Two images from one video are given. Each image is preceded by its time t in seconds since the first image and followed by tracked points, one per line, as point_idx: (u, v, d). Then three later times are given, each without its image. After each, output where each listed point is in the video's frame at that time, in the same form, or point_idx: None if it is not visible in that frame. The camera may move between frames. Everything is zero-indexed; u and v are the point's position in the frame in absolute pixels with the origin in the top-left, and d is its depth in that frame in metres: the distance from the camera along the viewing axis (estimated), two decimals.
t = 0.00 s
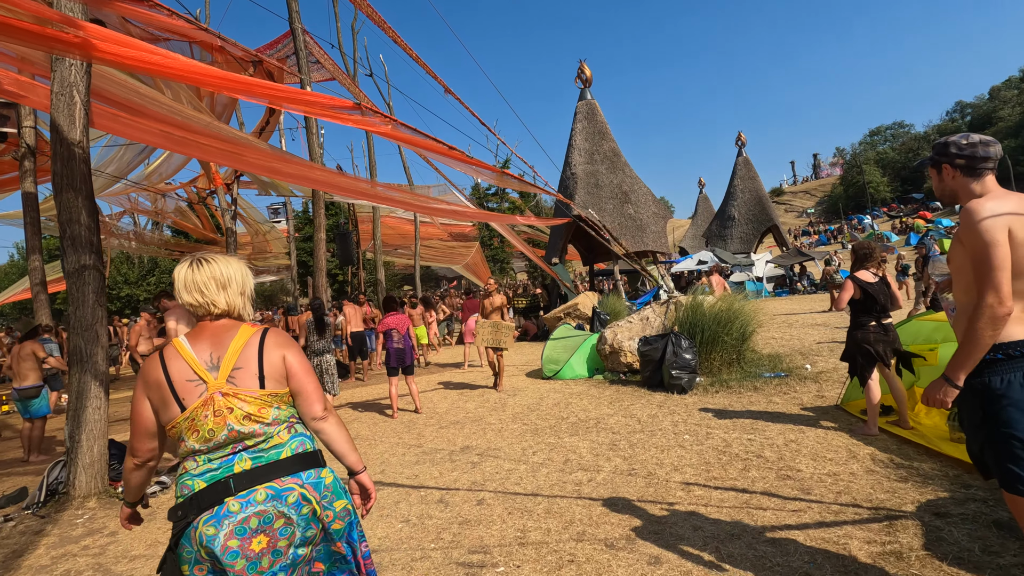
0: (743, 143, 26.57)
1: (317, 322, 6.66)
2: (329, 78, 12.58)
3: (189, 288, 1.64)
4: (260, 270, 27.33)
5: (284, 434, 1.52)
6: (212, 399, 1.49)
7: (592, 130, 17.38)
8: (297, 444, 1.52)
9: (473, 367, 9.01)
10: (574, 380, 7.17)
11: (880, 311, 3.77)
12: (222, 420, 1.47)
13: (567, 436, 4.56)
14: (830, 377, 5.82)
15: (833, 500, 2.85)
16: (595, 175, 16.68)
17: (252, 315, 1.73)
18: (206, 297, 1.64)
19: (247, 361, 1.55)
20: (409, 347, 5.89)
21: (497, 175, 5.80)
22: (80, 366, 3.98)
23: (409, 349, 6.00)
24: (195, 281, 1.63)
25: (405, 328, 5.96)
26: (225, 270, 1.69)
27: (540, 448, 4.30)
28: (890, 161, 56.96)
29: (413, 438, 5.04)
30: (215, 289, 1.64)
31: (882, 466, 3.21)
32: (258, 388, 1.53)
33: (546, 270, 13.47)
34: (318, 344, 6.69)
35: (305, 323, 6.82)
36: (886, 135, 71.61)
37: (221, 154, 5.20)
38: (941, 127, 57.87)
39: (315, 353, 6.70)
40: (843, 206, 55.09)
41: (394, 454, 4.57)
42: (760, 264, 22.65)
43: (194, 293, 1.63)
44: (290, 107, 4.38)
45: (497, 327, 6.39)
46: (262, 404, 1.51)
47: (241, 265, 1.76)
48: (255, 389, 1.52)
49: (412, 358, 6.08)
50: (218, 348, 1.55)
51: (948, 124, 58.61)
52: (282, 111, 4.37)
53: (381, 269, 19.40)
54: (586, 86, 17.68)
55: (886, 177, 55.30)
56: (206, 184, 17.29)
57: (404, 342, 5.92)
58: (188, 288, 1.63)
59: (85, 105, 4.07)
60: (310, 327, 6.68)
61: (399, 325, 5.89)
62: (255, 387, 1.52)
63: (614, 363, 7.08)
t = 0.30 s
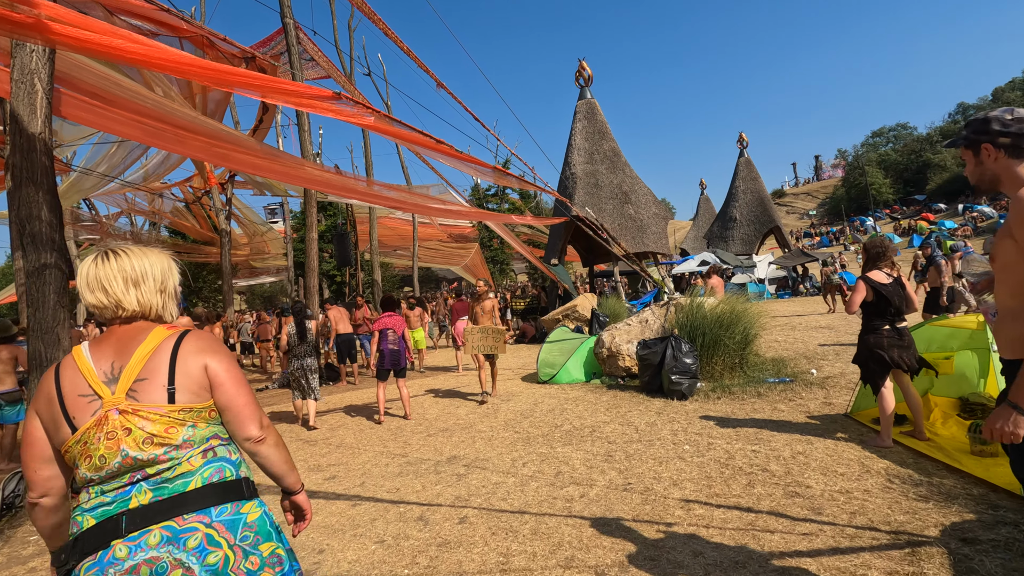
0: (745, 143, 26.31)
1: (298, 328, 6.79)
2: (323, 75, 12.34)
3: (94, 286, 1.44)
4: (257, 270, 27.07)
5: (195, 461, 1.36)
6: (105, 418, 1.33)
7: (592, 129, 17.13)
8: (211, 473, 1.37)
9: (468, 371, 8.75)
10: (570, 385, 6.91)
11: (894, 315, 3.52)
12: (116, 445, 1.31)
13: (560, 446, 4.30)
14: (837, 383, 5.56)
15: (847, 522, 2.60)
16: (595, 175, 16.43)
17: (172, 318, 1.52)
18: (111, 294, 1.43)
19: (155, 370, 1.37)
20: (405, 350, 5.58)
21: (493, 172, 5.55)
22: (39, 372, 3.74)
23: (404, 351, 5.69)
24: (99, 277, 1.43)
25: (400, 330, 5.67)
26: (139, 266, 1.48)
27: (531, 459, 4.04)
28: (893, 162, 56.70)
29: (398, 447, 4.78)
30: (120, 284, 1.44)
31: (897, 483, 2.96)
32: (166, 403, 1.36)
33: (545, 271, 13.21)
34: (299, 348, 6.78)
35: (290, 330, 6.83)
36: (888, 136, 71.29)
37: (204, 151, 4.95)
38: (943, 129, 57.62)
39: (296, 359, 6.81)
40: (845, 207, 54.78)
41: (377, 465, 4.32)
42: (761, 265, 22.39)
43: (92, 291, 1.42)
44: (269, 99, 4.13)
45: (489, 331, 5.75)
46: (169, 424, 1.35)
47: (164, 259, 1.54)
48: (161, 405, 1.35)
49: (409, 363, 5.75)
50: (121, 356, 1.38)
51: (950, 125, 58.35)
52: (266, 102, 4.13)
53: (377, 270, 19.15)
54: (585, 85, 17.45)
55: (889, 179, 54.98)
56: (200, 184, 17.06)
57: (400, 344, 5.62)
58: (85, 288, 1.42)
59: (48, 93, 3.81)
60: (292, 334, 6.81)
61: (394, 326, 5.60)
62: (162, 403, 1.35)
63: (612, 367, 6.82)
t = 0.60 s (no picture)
0: (749, 143, 26.02)
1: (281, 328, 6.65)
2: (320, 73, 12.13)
3: (33, 293, 1.29)
4: (256, 271, 26.88)
5: (119, 531, 1.21)
6: (18, 464, 1.17)
7: (595, 128, 16.85)
8: (135, 549, 1.22)
9: (465, 376, 8.50)
10: (570, 392, 6.65)
11: (916, 322, 3.24)
12: (21, 500, 1.15)
13: (556, 460, 4.04)
14: (850, 392, 5.28)
15: (873, 555, 2.33)
16: (598, 175, 16.15)
17: (128, 331, 1.39)
18: (51, 304, 1.28)
19: (86, 406, 1.21)
20: (396, 355, 5.34)
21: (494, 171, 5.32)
22: None
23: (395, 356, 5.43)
24: (38, 284, 1.28)
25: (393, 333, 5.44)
26: (86, 272, 1.31)
27: (526, 475, 3.79)
28: (898, 162, 56.28)
29: (387, 459, 4.53)
30: (62, 292, 1.29)
31: (925, 509, 2.69)
32: (94, 448, 1.19)
33: (545, 272, 12.95)
34: (283, 349, 6.70)
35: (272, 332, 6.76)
36: (894, 136, 70.80)
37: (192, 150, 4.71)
38: (949, 129, 57.14)
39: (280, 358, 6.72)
40: (850, 208, 54.32)
41: (363, 479, 4.06)
42: (767, 266, 22.06)
43: (31, 300, 1.28)
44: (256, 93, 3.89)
45: (481, 337, 5.46)
46: (91, 475, 1.18)
47: (119, 260, 1.36)
48: (87, 449, 1.19)
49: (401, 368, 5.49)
50: (50, 383, 1.23)
51: (956, 125, 57.87)
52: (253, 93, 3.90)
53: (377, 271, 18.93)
54: (588, 84, 17.20)
55: (894, 179, 54.55)
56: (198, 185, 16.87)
57: (391, 348, 5.37)
58: (24, 298, 1.28)
59: (10, 84, 3.57)
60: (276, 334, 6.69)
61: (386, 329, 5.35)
62: (89, 447, 1.18)
63: (613, 373, 6.56)
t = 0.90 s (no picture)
0: (753, 142, 25.73)
1: (273, 331, 6.27)
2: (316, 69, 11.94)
3: None
4: (257, 271, 26.74)
5: None
6: None
7: (596, 126, 16.60)
8: None
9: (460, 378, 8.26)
10: (566, 395, 6.41)
11: (936, 323, 2.99)
12: None
13: (548, 470, 3.80)
14: (859, 397, 5.02)
15: None
16: (599, 173, 15.89)
17: (85, 331, 1.17)
18: None
19: (18, 420, 0.98)
20: (375, 357, 5.25)
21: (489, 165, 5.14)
22: None
23: (376, 360, 5.34)
24: None
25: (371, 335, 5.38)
26: (39, 255, 1.10)
27: (514, 487, 3.54)
28: (902, 162, 55.87)
29: (371, 467, 4.30)
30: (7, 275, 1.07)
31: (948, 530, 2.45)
32: (21, 475, 0.96)
33: (545, 271, 12.71)
34: (276, 352, 6.33)
35: (264, 333, 6.32)
36: (899, 136, 70.30)
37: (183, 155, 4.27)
38: (955, 128, 56.68)
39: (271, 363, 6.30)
40: (854, 208, 53.91)
41: (341, 489, 3.83)
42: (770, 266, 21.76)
43: None
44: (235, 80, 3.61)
45: (468, 344, 5.14)
46: (11, 508, 0.96)
47: (78, 245, 1.16)
48: (10, 477, 0.95)
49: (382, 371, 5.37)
50: None
51: (962, 124, 57.42)
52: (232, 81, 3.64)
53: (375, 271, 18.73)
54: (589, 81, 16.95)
55: (899, 179, 54.11)
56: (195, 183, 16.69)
57: (370, 351, 5.29)
58: None
59: None
60: (268, 337, 6.31)
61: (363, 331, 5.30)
62: (13, 475, 0.95)
63: (611, 376, 6.32)
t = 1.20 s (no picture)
0: (757, 141, 25.38)
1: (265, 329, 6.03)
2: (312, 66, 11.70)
3: None
4: (257, 271, 26.57)
5: None
6: None
7: (598, 124, 16.31)
8: None
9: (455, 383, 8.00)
10: (562, 401, 6.17)
11: (961, 330, 2.71)
12: None
13: (538, 486, 3.53)
14: (872, 406, 4.72)
15: None
16: (600, 171, 15.58)
17: None
18: None
19: None
20: (355, 361, 5.28)
21: (478, 158, 4.91)
22: None
23: (356, 364, 5.35)
24: None
25: (349, 340, 5.38)
26: None
27: (500, 505, 3.28)
28: (908, 162, 55.32)
29: (350, 479, 4.04)
30: None
31: (980, 565, 2.17)
32: None
33: (544, 271, 12.43)
34: (266, 351, 6.04)
35: (255, 331, 6.01)
36: (905, 136, 69.62)
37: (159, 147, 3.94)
38: (963, 127, 56.06)
39: (262, 362, 6.00)
40: (860, 208, 53.41)
41: (315, 506, 3.56)
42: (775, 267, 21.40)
43: None
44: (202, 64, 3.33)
45: (450, 349, 4.84)
46: None
47: None
48: None
49: (362, 376, 5.38)
50: None
51: (970, 123, 56.74)
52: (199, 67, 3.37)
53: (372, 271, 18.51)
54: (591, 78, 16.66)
55: (905, 178, 53.61)
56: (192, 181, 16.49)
57: (350, 356, 5.31)
58: None
59: None
60: (259, 334, 6.05)
61: (342, 336, 5.29)
62: None
63: (610, 380, 6.05)
